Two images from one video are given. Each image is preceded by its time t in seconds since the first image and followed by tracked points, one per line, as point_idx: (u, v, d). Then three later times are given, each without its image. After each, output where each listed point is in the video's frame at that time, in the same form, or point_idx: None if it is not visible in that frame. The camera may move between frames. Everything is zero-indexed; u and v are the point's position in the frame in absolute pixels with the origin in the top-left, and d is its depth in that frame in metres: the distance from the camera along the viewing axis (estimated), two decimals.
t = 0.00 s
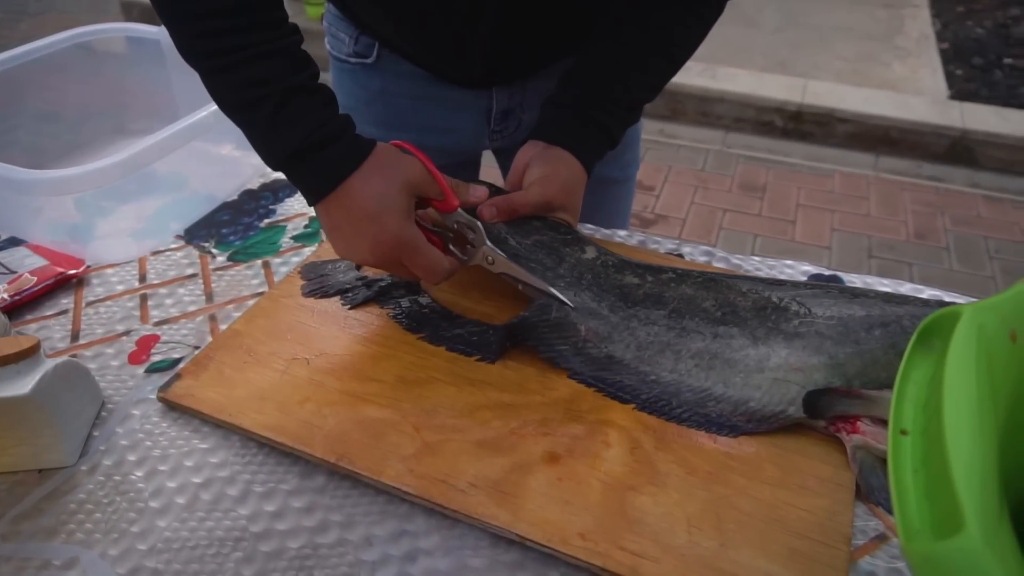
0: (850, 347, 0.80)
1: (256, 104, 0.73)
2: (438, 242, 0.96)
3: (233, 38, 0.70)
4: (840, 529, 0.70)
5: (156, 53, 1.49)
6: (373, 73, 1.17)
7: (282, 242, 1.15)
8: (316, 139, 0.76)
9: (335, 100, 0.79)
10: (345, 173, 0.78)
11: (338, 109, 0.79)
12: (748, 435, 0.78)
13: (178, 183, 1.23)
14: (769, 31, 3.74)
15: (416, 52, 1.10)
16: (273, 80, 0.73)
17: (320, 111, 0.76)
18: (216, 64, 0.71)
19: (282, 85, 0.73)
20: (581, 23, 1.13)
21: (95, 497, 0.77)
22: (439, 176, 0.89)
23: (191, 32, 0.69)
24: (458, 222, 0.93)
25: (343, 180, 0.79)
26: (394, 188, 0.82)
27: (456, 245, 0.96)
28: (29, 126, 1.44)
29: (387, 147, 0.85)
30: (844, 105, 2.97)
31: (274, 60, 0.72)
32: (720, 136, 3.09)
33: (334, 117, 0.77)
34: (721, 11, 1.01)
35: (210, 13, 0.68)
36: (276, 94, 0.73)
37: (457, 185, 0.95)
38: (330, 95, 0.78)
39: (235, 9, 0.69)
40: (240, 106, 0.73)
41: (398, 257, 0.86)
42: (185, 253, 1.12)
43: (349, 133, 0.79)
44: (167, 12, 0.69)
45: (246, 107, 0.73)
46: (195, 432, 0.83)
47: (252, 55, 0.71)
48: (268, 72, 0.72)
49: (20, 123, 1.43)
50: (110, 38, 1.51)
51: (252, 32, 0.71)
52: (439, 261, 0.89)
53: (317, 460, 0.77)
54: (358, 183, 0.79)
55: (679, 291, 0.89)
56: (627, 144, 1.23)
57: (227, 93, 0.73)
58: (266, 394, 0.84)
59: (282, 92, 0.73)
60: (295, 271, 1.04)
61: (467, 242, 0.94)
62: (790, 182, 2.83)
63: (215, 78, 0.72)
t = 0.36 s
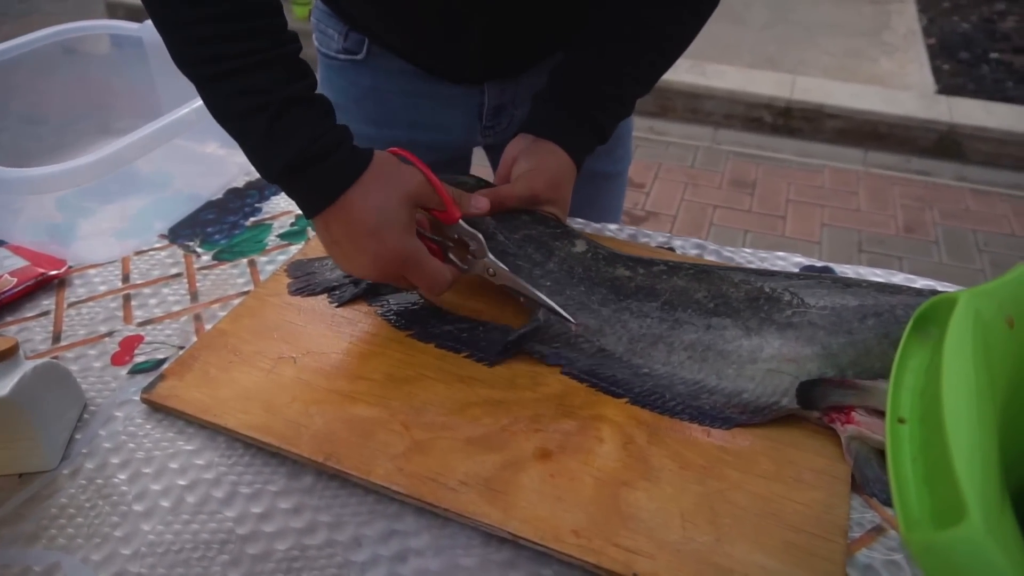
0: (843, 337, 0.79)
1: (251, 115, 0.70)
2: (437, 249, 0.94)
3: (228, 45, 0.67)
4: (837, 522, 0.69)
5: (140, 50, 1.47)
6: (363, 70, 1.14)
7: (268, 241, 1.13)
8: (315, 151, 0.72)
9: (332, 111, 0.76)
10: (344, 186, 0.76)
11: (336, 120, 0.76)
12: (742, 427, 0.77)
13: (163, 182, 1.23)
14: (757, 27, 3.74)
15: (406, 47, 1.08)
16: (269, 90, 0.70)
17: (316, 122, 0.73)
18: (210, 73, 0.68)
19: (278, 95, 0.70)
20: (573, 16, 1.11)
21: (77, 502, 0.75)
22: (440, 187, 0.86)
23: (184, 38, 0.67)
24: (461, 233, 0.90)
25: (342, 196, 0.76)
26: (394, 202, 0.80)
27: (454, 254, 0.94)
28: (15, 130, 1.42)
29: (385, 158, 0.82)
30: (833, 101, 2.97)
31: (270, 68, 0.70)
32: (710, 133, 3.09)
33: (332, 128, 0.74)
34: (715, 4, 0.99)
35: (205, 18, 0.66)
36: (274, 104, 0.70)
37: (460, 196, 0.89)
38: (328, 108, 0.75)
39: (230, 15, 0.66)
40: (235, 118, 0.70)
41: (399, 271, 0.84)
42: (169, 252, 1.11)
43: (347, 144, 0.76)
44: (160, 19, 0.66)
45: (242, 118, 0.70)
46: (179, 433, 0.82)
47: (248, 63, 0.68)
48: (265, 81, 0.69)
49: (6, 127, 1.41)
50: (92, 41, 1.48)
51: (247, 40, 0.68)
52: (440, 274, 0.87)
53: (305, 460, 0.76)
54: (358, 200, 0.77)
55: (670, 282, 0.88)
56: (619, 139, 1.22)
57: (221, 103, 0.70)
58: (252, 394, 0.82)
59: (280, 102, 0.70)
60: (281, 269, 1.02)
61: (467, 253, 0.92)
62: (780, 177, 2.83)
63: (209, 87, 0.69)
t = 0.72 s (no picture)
0: (843, 329, 0.77)
1: (241, 126, 0.66)
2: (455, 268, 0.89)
3: (216, 52, 0.63)
4: (839, 520, 0.67)
5: (114, 46, 1.42)
6: (348, 64, 1.11)
7: (249, 239, 1.10)
8: (309, 164, 0.68)
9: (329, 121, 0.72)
10: (345, 201, 0.71)
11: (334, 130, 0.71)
12: (740, 423, 0.75)
13: (141, 180, 1.19)
14: (743, 23, 3.73)
15: (392, 41, 1.05)
16: (259, 100, 0.65)
17: (311, 134, 0.68)
18: (197, 82, 0.64)
19: (269, 104, 0.66)
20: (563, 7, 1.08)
21: (49, 513, 0.72)
22: (450, 189, 0.81)
23: (167, 45, 0.62)
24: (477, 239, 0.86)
25: (344, 212, 0.72)
26: (401, 214, 0.75)
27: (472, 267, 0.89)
28: None
29: (387, 166, 0.77)
30: (820, 95, 2.96)
31: (261, 77, 0.65)
32: (698, 128, 3.07)
33: (329, 140, 0.70)
34: None
35: (190, 24, 0.61)
36: (264, 115, 0.65)
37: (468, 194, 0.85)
38: (322, 116, 0.70)
39: (217, 21, 0.62)
40: (223, 129, 0.66)
41: (414, 286, 0.80)
42: (147, 252, 1.07)
43: (344, 157, 0.71)
44: (142, 26, 0.62)
45: (231, 130, 0.66)
46: (156, 439, 0.78)
47: (237, 71, 0.64)
48: (255, 91, 0.65)
49: None
50: (72, 41, 1.44)
51: (236, 47, 0.63)
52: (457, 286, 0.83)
53: (287, 465, 0.73)
54: (362, 215, 0.73)
55: (665, 276, 0.85)
56: (609, 132, 1.19)
57: (210, 114, 0.65)
58: (233, 397, 0.79)
59: (271, 112, 0.66)
60: (263, 267, 0.99)
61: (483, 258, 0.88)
62: (769, 172, 2.82)
63: (196, 96, 0.65)
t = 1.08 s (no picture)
0: (841, 319, 0.75)
1: (220, 125, 0.61)
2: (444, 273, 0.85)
3: (191, 47, 0.58)
4: (844, 518, 0.64)
5: (83, 43, 1.39)
6: (328, 58, 1.07)
7: (225, 240, 1.06)
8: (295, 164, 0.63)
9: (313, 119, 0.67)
10: (335, 199, 0.67)
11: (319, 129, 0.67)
12: (739, 420, 0.72)
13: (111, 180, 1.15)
14: (724, 18, 3.72)
15: (373, 31, 1.01)
16: (239, 96, 0.61)
17: (295, 132, 0.64)
18: (171, 80, 0.59)
19: (250, 101, 0.61)
20: None
21: (14, 530, 0.68)
22: (443, 190, 0.78)
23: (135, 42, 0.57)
24: (471, 241, 0.84)
25: (333, 210, 0.67)
26: (393, 213, 0.71)
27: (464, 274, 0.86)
28: None
29: (375, 165, 0.73)
30: (803, 89, 2.96)
31: (240, 72, 0.61)
32: (681, 124, 3.06)
33: (314, 138, 0.66)
34: None
35: (162, 16, 0.57)
36: (245, 112, 0.61)
37: (462, 194, 0.82)
38: (308, 116, 0.66)
39: (191, 11, 0.58)
40: (201, 130, 0.61)
41: (403, 290, 0.76)
42: (119, 254, 1.03)
43: (331, 156, 0.67)
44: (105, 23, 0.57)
45: (209, 130, 0.61)
46: (128, 449, 0.74)
47: (214, 65, 0.59)
48: (234, 86, 0.61)
49: None
50: (46, 42, 1.41)
51: (212, 40, 0.59)
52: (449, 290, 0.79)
53: (267, 474, 0.69)
54: (352, 213, 0.68)
55: (657, 269, 0.83)
56: (596, 125, 1.16)
57: (187, 113, 0.61)
58: (210, 404, 0.75)
59: (251, 110, 0.61)
60: (240, 268, 0.95)
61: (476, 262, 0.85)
62: (753, 167, 2.81)
63: (171, 94, 0.60)
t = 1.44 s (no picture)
0: (839, 306, 0.72)
1: (189, 132, 0.57)
2: (430, 277, 0.79)
3: (156, 47, 0.54)
4: (850, 515, 0.62)
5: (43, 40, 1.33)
6: (304, 53, 1.03)
7: (196, 242, 1.01)
8: (270, 172, 0.59)
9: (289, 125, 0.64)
10: (311, 210, 0.62)
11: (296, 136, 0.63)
12: (737, 414, 0.70)
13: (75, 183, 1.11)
14: (700, 13, 3.72)
15: (350, 23, 0.98)
16: (209, 100, 0.57)
17: (270, 139, 0.60)
18: (134, 82, 0.55)
19: (221, 106, 0.57)
20: None
21: None
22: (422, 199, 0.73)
23: (93, 40, 0.53)
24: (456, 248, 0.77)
25: (310, 221, 0.63)
26: (373, 223, 0.67)
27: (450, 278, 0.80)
28: None
29: (353, 175, 0.69)
30: (780, 83, 2.95)
31: (210, 75, 0.57)
32: (660, 119, 3.04)
33: (291, 145, 0.62)
34: None
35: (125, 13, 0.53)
36: (215, 117, 0.57)
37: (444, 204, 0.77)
38: (284, 123, 0.62)
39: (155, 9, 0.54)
40: (167, 136, 0.57)
41: (390, 303, 0.71)
42: (84, 259, 0.98)
43: (309, 164, 0.63)
44: (60, 20, 0.53)
45: (177, 137, 0.57)
46: (95, 465, 0.70)
47: (182, 67, 0.55)
48: (203, 90, 0.56)
49: None
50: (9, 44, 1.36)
51: (179, 41, 0.55)
52: (437, 301, 0.74)
53: (244, 486, 0.65)
54: (329, 223, 0.64)
55: (649, 260, 0.79)
56: (580, 117, 1.13)
57: (152, 118, 0.56)
58: (182, 414, 0.71)
59: (223, 114, 0.57)
60: (212, 271, 0.91)
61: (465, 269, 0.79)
62: (733, 161, 2.80)
63: (134, 98, 0.56)
